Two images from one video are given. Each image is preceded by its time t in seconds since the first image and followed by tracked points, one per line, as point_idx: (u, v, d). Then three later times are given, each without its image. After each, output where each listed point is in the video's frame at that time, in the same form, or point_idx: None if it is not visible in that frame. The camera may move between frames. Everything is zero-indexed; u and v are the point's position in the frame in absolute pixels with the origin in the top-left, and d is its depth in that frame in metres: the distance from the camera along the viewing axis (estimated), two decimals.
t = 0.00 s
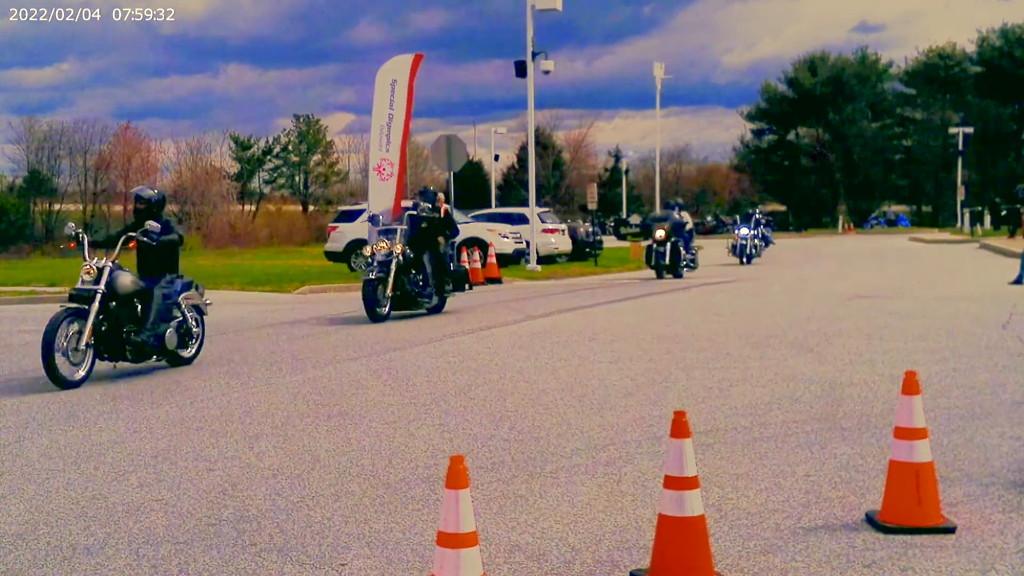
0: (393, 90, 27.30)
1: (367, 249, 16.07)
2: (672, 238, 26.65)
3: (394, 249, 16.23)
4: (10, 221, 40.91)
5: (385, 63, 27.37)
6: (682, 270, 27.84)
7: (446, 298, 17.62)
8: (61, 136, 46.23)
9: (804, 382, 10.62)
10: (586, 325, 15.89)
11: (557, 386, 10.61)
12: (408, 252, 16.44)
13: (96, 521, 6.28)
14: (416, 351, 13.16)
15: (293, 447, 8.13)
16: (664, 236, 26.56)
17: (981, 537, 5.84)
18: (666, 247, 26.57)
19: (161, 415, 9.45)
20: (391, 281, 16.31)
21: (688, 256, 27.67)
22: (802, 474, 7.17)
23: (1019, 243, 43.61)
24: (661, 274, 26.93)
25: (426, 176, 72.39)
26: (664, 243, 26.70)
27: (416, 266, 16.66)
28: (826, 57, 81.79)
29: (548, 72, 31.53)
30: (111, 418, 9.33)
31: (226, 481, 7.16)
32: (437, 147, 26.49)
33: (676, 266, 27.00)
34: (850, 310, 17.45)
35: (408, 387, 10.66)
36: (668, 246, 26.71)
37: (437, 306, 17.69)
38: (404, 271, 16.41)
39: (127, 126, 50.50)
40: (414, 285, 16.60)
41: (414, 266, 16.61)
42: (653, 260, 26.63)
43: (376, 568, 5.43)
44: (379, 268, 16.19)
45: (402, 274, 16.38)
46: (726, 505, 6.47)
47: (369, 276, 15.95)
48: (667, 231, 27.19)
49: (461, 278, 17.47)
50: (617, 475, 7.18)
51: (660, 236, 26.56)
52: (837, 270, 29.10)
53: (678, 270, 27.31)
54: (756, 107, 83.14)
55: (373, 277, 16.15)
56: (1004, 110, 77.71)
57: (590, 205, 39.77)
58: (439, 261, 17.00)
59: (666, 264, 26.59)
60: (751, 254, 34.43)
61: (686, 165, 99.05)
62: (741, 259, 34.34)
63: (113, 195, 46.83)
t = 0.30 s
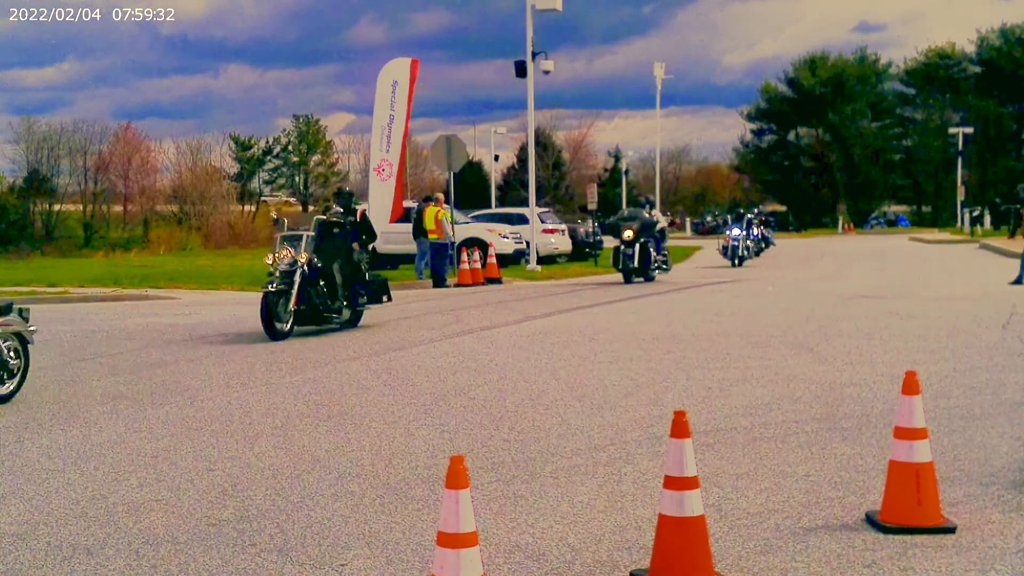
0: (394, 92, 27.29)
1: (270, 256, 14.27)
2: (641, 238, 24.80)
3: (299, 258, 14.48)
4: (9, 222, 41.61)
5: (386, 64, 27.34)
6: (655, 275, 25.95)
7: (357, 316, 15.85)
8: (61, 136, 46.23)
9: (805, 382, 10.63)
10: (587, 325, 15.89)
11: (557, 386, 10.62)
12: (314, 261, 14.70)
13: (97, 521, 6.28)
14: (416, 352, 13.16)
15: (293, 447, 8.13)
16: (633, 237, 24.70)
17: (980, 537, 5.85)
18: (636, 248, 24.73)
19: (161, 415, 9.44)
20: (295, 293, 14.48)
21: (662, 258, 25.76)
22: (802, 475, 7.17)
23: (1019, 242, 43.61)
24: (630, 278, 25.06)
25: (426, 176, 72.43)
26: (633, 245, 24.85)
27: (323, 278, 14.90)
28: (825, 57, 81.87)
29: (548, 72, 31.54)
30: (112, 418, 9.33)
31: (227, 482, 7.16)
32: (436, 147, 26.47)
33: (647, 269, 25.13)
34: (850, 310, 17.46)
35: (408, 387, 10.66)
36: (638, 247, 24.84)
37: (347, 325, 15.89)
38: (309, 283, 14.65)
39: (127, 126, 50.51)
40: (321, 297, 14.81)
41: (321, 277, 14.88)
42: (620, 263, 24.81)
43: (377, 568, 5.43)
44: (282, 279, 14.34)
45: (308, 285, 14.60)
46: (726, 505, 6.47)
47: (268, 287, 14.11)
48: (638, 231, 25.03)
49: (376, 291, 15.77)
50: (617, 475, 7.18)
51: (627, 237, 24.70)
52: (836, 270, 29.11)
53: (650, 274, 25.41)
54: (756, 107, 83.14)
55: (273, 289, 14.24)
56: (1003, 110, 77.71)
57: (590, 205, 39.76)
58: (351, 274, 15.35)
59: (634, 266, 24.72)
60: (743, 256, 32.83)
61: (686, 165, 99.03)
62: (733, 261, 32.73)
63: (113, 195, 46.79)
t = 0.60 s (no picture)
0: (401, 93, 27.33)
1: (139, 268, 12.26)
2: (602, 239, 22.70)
3: (172, 269, 12.55)
4: (10, 222, 40.87)
5: (394, 65, 27.39)
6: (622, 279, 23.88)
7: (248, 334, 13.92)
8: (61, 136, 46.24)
9: (804, 382, 10.63)
10: (586, 325, 15.89)
11: (556, 386, 10.62)
12: (191, 272, 12.77)
13: (96, 521, 6.28)
14: (416, 351, 13.16)
15: (294, 447, 8.13)
16: (593, 238, 22.64)
17: (980, 537, 5.85)
18: (596, 251, 22.65)
19: (160, 415, 9.45)
20: (167, 311, 12.52)
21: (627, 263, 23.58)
22: (801, 474, 7.17)
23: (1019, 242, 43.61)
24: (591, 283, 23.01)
25: (426, 176, 72.45)
26: (594, 246, 22.76)
27: (203, 291, 12.97)
28: (825, 57, 81.93)
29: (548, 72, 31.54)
30: (111, 418, 9.33)
31: (227, 482, 7.16)
32: (437, 147, 26.47)
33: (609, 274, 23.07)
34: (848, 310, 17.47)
35: (408, 387, 10.67)
36: (599, 250, 22.75)
37: (237, 346, 13.95)
38: (185, 299, 12.70)
39: (128, 127, 50.51)
40: (199, 314, 12.86)
41: (201, 291, 12.96)
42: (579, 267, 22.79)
43: (376, 568, 5.43)
44: (151, 293, 12.40)
45: (183, 301, 12.67)
46: (726, 506, 6.47)
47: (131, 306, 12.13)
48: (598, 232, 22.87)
49: (269, 304, 13.85)
50: (617, 475, 7.19)
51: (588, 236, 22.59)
52: (835, 270, 29.11)
53: (614, 278, 23.32)
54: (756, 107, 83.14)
55: (139, 306, 12.30)
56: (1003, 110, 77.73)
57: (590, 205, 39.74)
58: (239, 287, 13.40)
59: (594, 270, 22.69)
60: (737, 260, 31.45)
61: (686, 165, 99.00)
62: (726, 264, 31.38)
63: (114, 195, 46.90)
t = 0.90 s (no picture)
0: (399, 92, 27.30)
1: None
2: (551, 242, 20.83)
3: None
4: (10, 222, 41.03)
5: (391, 64, 27.37)
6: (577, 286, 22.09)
7: (101, 364, 11.73)
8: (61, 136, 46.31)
9: (805, 382, 10.63)
10: (587, 325, 15.88)
11: (556, 386, 10.62)
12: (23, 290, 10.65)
13: (97, 521, 6.28)
14: (417, 351, 13.16)
15: (294, 447, 8.13)
16: (542, 241, 20.81)
17: (981, 537, 5.85)
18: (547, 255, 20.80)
19: (160, 415, 9.45)
20: None
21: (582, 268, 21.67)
22: (802, 475, 7.17)
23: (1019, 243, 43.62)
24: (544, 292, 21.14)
25: (426, 176, 72.52)
26: (544, 251, 20.94)
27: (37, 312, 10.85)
28: (826, 57, 81.94)
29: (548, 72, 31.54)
30: (112, 418, 9.33)
31: (227, 482, 7.15)
32: (437, 147, 26.45)
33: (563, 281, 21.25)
34: (848, 310, 17.47)
35: (407, 387, 10.66)
36: (549, 253, 20.90)
37: (89, 375, 11.74)
38: (15, 320, 10.61)
39: (128, 127, 50.55)
40: (32, 341, 10.75)
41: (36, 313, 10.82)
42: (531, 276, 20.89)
43: (376, 568, 5.43)
44: None
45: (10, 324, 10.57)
46: (726, 506, 6.47)
47: None
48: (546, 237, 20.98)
49: (128, 329, 11.64)
50: (617, 475, 7.19)
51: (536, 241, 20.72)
52: (835, 270, 29.13)
53: (568, 284, 21.49)
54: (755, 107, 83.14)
55: None
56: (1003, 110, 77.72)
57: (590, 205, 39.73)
58: (86, 309, 11.19)
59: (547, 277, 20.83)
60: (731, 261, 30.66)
61: (686, 165, 98.97)
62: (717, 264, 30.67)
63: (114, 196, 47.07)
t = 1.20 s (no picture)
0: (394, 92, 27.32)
1: None
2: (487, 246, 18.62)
3: None
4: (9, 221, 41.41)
5: (385, 64, 27.38)
6: (519, 294, 20.02)
7: None
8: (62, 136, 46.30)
9: (805, 382, 10.63)
10: (586, 325, 15.87)
11: (555, 386, 10.61)
12: None
13: (97, 521, 6.28)
14: (416, 352, 13.16)
15: (293, 447, 8.13)
16: (477, 246, 18.61)
17: (981, 537, 5.85)
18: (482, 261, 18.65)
19: (160, 415, 9.44)
20: None
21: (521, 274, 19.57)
22: (802, 475, 7.17)
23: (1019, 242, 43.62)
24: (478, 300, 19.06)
25: (426, 176, 72.53)
26: (479, 255, 18.77)
27: None
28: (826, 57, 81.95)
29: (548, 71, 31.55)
30: (111, 418, 9.33)
31: (226, 482, 7.15)
32: (436, 146, 26.46)
33: (500, 288, 19.15)
34: (848, 310, 17.47)
35: (406, 387, 10.66)
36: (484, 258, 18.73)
37: None
38: None
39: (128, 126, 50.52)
40: None
41: None
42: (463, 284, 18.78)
43: (376, 568, 5.43)
44: None
45: None
46: (725, 506, 6.48)
47: None
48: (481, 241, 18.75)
49: None
50: (618, 476, 7.19)
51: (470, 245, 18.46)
52: (835, 270, 29.12)
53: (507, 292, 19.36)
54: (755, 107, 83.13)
55: None
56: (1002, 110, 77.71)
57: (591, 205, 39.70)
58: None
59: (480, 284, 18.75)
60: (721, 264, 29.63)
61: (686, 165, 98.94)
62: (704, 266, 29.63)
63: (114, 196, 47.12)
